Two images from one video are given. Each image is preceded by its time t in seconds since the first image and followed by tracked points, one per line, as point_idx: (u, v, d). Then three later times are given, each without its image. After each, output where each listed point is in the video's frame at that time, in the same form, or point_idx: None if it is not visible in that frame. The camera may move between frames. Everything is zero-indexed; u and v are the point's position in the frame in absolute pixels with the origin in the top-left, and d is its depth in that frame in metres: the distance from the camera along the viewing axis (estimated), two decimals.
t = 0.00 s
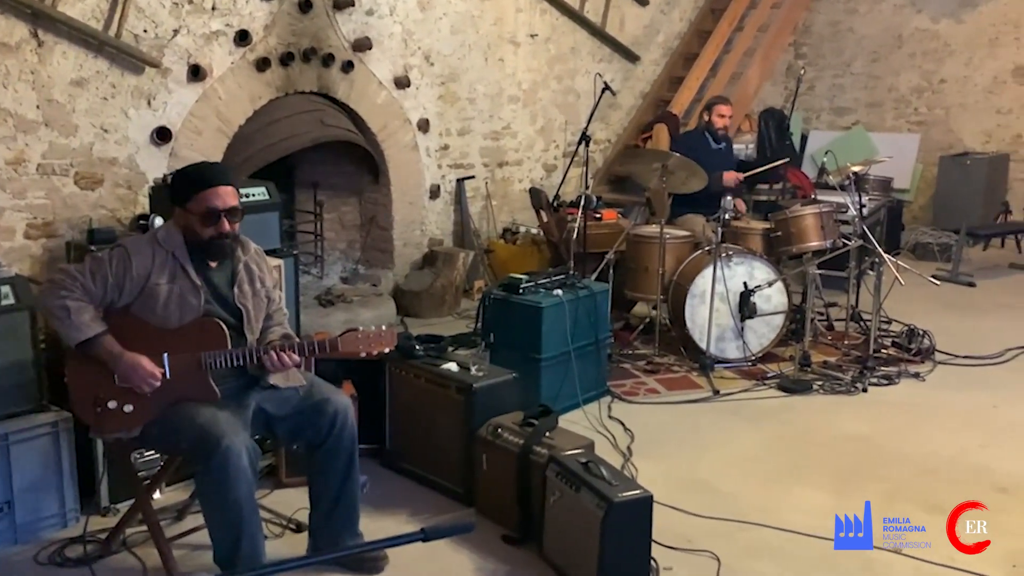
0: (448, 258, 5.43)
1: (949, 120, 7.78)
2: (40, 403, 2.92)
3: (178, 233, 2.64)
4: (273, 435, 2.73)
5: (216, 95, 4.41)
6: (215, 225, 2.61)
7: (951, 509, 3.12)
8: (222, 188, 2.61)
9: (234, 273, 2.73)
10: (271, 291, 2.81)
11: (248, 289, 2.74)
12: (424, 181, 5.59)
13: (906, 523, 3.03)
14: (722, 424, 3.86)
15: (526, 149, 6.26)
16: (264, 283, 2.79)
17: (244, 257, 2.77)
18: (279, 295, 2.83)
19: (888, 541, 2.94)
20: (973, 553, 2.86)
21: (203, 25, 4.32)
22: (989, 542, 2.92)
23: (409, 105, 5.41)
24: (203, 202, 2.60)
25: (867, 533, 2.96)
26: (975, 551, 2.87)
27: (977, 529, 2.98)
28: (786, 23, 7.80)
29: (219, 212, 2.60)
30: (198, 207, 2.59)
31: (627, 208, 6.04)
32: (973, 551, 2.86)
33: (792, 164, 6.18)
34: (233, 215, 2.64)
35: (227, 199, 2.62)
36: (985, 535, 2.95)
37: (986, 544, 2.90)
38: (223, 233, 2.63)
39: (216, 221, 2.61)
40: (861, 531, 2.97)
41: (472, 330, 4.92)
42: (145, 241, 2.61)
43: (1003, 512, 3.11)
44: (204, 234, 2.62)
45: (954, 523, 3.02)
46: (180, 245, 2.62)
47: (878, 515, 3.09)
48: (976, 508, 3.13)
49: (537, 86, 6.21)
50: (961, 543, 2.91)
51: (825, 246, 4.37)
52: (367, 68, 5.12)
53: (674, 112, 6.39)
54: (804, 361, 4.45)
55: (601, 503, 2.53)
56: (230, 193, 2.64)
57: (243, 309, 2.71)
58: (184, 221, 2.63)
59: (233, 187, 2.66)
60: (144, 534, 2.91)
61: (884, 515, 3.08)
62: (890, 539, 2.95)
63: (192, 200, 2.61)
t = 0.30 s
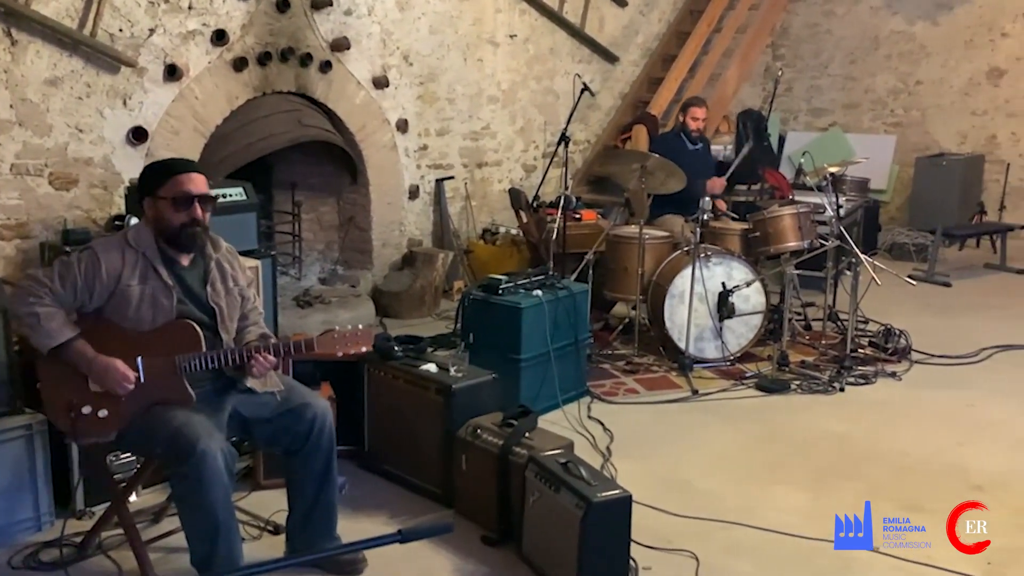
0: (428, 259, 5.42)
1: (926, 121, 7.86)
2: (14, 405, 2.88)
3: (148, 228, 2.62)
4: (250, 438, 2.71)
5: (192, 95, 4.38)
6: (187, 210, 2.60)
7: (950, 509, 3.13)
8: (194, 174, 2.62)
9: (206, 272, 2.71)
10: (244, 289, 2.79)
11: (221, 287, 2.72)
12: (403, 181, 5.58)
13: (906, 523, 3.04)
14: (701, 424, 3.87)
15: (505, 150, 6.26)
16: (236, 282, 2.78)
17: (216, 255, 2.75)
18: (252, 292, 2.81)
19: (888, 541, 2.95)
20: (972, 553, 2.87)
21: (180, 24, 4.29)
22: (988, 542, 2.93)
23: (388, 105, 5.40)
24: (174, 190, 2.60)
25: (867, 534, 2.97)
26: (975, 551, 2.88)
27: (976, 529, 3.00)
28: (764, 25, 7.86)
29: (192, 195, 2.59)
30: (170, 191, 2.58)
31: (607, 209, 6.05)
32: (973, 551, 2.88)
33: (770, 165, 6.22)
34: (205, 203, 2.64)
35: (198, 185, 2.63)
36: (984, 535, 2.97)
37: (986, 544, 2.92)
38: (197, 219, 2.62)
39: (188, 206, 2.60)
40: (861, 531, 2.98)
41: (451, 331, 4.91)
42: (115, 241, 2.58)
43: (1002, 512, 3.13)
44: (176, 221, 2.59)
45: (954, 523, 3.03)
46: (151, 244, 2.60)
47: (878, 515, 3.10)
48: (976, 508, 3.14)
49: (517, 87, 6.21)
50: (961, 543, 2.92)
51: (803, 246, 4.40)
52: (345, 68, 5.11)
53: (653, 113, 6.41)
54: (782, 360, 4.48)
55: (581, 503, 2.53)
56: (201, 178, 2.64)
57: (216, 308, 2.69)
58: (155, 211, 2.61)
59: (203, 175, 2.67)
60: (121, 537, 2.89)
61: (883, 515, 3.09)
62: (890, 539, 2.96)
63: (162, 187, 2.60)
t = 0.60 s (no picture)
0: (407, 260, 5.41)
1: (903, 123, 7.93)
2: None
3: (116, 235, 2.59)
4: (227, 438, 2.69)
5: (169, 95, 4.35)
6: (155, 223, 2.58)
7: (950, 509, 3.15)
8: (162, 185, 2.58)
9: (177, 275, 2.69)
10: (216, 290, 2.77)
11: (192, 290, 2.69)
12: (382, 182, 5.56)
13: (906, 523, 3.06)
14: (680, 424, 3.89)
15: (485, 151, 6.26)
16: (207, 283, 2.75)
17: (186, 257, 2.73)
18: (225, 293, 2.79)
19: (888, 541, 2.97)
20: (973, 553, 2.89)
21: (156, 24, 4.26)
22: (988, 542, 2.96)
23: (367, 105, 5.38)
24: (142, 201, 2.56)
25: (867, 534, 2.99)
26: (975, 551, 2.90)
27: (976, 529, 3.02)
28: (743, 28, 7.91)
29: (159, 208, 2.56)
30: (137, 204, 2.55)
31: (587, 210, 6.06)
32: (973, 551, 2.90)
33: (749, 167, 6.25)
34: (173, 213, 2.61)
35: (166, 196, 2.59)
36: (984, 535, 2.99)
37: (986, 544, 2.94)
38: (165, 231, 2.59)
39: (156, 219, 2.58)
40: (861, 531, 3.00)
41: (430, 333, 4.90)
42: (82, 246, 2.55)
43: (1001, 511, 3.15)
44: (143, 232, 2.57)
45: (954, 523, 3.05)
46: (119, 249, 2.57)
47: (877, 515, 3.12)
48: (975, 507, 3.16)
49: (496, 88, 6.22)
50: (961, 543, 2.94)
51: (781, 247, 4.43)
52: (324, 69, 5.09)
53: (633, 115, 6.43)
54: (761, 361, 4.50)
55: (560, 504, 2.54)
56: (168, 188, 2.61)
57: (188, 311, 2.67)
58: (123, 220, 2.58)
59: (171, 184, 2.63)
60: (96, 541, 2.86)
61: (883, 515, 3.11)
62: (890, 538, 2.97)
63: (130, 197, 2.57)
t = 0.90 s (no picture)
0: (391, 262, 5.40)
1: (885, 126, 7.98)
2: None
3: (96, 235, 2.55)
4: (211, 443, 2.67)
5: (151, 96, 4.33)
6: (130, 242, 2.52)
7: (950, 509, 3.18)
8: (142, 205, 2.50)
9: (159, 273, 2.68)
10: (198, 288, 2.75)
11: (175, 287, 2.67)
12: (365, 184, 5.55)
13: (906, 523, 3.08)
14: (665, 426, 3.90)
15: (469, 153, 6.26)
16: (191, 280, 2.73)
17: (167, 255, 2.70)
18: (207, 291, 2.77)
19: (889, 541, 2.99)
20: (973, 553, 2.91)
21: (138, 25, 4.23)
22: (989, 542, 2.98)
23: (350, 107, 5.37)
24: (120, 218, 2.50)
25: (867, 534, 3.01)
26: (975, 551, 2.92)
27: (977, 529, 3.04)
28: (726, 31, 7.95)
29: (136, 230, 2.50)
30: (114, 223, 2.49)
31: (571, 212, 6.06)
32: (973, 551, 2.92)
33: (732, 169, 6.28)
34: (150, 232, 2.55)
35: (145, 216, 2.52)
36: (985, 535, 3.01)
37: (986, 544, 2.96)
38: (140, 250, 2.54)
39: (132, 237, 2.52)
40: (861, 531, 3.01)
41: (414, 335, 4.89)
42: (62, 245, 2.52)
43: (1001, 511, 3.17)
44: (120, 249, 2.52)
45: (954, 523, 3.07)
46: (100, 249, 2.54)
47: (877, 515, 3.14)
48: (976, 507, 3.18)
49: (480, 89, 6.22)
50: (961, 543, 2.96)
51: (764, 249, 4.45)
52: (307, 70, 5.07)
53: (617, 117, 6.44)
54: (744, 362, 4.52)
55: (544, 506, 2.53)
56: (150, 208, 2.53)
57: (171, 309, 2.65)
58: (99, 229, 2.52)
59: (153, 201, 2.55)
60: (78, 545, 2.83)
61: (883, 515, 3.13)
62: (890, 538, 3.00)
63: (108, 212, 2.50)
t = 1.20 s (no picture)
0: (377, 265, 5.39)
1: (869, 129, 8.03)
2: None
3: (79, 239, 2.52)
4: (194, 447, 2.66)
5: (135, 99, 4.31)
6: (127, 244, 2.52)
7: (951, 509, 3.19)
8: (139, 208, 2.51)
9: (141, 278, 2.65)
10: (180, 293, 2.74)
11: (157, 293, 2.66)
12: (351, 187, 5.54)
13: (906, 523, 3.10)
14: (652, 428, 3.90)
15: (455, 156, 6.26)
16: (172, 286, 2.72)
17: (150, 261, 2.68)
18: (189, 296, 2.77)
19: (889, 541, 3.01)
20: (972, 553, 2.93)
21: (122, 27, 4.22)
22: (988, 542, 2.99)
23: (336, 110, 5.37)
24: (119, 221, 2.50)
25: (867, 534, 3.03)
26: (975, 551, 2.94)
27: (976, 529, 3.06)
28: (711, 34, 7.99)
29: (136, 233, 2.51)
30: (114, 226, 2.49)
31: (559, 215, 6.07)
32: (973, 551, 2.94)
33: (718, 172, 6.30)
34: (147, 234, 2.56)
35: (142, 218, 2.53)
36: (984, 535, 3.03)
37: (986, 544, 2.98)
38: (136, 250, 2.55)
39: (130, 239, 2.52)
40: (861, 531, 3.03)
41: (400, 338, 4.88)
42: (43, 250, 2.50)
43: (1001, 512, 3.20)
44: (115, 251, 2.52)
45: (954, 523, 3.09)
46: (82, 254, 2.52)
47: (878, 515, 3.16)
48: (976, 507, 3.20)
49: (467, 92, 6.22)
50: (961, 543, 2.98)
51: (750, 252, 4.47)
52: (292, 73, 5.06)
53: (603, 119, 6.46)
54: (730, 364, 4.53)
55: (530, 509, 2.54)
56: (145, 209, 2.54)
57: (153, 314, 2.64)
58: (91, 232, 2.50)
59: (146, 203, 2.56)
60: (61, 551, 2.82)
61: (884, 516, 3.15)
62: (890, 538, 3.01)
63: (103, 213, 2.48)
